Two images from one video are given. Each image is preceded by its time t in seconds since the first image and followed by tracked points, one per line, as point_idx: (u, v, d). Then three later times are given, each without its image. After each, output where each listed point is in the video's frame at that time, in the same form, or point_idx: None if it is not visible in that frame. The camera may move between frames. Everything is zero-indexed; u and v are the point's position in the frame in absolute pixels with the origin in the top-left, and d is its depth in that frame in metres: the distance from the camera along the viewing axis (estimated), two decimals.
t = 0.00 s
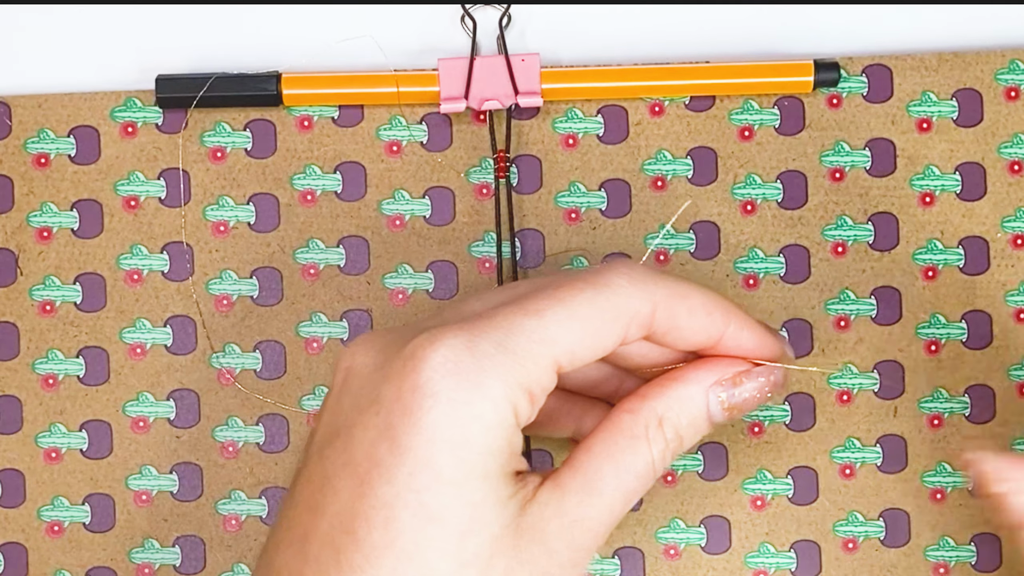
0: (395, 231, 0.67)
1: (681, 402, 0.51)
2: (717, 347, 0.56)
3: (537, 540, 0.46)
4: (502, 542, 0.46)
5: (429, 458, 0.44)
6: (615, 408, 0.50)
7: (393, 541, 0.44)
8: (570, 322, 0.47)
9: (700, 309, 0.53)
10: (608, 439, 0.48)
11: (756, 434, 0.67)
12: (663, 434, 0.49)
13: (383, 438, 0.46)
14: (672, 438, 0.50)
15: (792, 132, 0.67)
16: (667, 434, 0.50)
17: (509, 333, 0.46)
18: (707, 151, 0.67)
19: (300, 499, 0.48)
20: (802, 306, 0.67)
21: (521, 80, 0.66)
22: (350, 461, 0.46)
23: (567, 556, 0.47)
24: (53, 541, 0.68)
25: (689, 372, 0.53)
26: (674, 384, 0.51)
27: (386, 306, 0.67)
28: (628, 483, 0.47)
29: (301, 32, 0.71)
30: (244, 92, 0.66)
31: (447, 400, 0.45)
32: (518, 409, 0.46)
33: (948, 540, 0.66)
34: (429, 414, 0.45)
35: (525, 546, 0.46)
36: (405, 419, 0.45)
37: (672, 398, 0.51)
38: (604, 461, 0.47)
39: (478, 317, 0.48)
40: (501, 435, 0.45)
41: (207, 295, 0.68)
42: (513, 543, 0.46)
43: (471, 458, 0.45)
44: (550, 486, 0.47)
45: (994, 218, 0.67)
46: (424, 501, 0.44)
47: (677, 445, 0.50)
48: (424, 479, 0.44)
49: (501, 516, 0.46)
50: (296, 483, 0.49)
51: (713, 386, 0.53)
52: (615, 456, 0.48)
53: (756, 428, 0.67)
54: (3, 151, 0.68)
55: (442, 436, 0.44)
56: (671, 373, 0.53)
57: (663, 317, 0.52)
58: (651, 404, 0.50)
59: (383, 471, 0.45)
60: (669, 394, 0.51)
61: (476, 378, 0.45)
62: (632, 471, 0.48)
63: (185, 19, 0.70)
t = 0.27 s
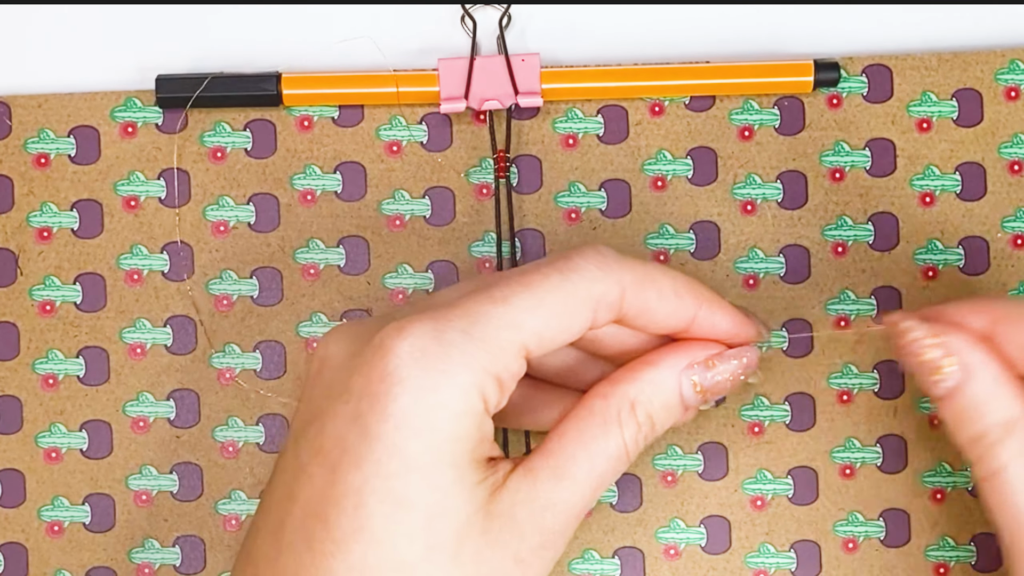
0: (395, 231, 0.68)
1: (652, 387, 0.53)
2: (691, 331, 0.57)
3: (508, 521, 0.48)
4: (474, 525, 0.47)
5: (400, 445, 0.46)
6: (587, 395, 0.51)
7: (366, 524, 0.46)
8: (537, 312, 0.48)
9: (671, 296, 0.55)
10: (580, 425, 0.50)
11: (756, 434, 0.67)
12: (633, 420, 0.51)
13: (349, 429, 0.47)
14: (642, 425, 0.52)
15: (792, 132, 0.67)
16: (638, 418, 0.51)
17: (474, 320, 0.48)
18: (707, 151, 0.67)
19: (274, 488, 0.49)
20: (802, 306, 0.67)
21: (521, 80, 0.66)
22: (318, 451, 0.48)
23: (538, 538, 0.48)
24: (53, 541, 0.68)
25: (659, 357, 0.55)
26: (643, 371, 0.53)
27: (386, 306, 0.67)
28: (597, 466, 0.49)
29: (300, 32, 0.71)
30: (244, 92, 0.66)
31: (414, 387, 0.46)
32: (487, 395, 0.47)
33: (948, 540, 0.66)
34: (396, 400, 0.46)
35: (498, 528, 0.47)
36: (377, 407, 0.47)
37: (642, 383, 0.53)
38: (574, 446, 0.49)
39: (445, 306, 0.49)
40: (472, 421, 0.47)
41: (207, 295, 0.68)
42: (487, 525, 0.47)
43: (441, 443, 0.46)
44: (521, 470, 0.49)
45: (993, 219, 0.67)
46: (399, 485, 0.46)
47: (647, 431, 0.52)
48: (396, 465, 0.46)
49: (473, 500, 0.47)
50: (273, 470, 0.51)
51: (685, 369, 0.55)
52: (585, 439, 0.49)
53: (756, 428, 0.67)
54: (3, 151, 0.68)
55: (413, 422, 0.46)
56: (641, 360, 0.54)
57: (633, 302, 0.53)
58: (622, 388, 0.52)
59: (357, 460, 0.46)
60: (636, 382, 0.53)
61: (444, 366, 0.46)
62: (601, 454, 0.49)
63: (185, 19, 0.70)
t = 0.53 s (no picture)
0: (395, 231, 0.67)
1: (642, 381, 0.53)
2: (675, 324, 0.57)
3: (505, 520, 0.48)
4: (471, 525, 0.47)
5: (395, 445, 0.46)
6: (576, 393, 0.51)
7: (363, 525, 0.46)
8: (529, 308, 0.48)
9: (655, 290, 0.55)
10: (571, 422, 0.50)
11: (756, 434, 0.67)
12: (624, 416, 0.51)
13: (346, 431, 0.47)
14: (632, 420, 0.52)
15: (792, 132, 0.67)
16: (629, 413, 0.51)
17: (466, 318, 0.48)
18: (707, 151, 0.67)
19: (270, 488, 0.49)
20: (802, 306, 0.67)
21: (521, 80, 0.66)
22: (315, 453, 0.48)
23: (535, 536, 0.48)
24: (53, 542, 0.68)
25: (647, 351, 0.54)
26: (631, 366, 0.53)
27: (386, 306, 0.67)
28: (590, 463, 0.49)
29: (300, 31, 0.71)
30: (244, 92, 0.66)
31: (408, 388, 0.46)
32: (480, 394, 0.47)
33: (948, 540, 0.66)
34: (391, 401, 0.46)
35: (495, 527, 0.47)
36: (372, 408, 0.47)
37: (631, 379, 0.53)
38: (566, 444, 0.49)
39: (437, 306, 0.49)
40: (466, 422, 0.47)
41: (207, 295, 0.68)
42: (483, 524, 0.47)
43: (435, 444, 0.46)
44: (515, 470, 0.49)
45: (993, 219, 0.67)
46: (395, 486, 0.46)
47: (638, 426, 0.52)
48: (391, 467, 0.46)
49: (468, 500, 0.47)
50: (269, 472, 0.51)
51: (675, 365, 0.55)
52: (577, 436, 0.49)
53: (756, 428, 0.67)
54: (3, 151, 0.68)
55: (407, 423, 0.46)
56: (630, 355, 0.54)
57: (617, 296, 0.53)
58: (612, 385, 0.52)
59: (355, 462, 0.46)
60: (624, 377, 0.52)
61: (437, 366, 0.46)
62: (593, 451, 0.49)
63: (185, 19, 0.70)
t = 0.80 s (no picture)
0: (395, 231, 0.67)
1: (635, 379, 0.53)
2: (669, 320, 0.57)
3: (497, 516, 0.48)
4: (463, 522, 0.47)
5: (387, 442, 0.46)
6: (569, 390, 0.52)
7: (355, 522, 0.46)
8: (521, 306, 0.49)
9: (649, 285, 0.55)
10: (564, 420, 0.50)
11: (756, 434, 0.67)
12: (617, 413, 0.51)
13: (337, 429, 0.47)
14: (626, 417, 0.52)
15: (792, 132, 0.67)
16: (622, 411, 0.52)
17: (459, 315, 0.48)
18: (707, 151, 0.67)
19: (270, 487, 0.49)
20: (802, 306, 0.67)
21: (521, 80, 0.66)
22: (306, 451, 0.48)
23: (526, 533, 0.49)
24: (53, 542, 0.68)
25: (640, 348, 0.55)
26: (625, 363, 0.54)
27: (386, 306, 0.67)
28: (582, 460, 0.50)
29: (300, 31, 0.71)
30: (244, 92, 0.66)
31: (400, 385, 0.46)
32: (473, 391, 0.47)
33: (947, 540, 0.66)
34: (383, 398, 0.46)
35: (487, 523, 0.48)
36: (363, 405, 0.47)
37: (624, 376, 0.53)
38: (559, 441, 0.50)
39: (429, 303, 0.50)
40: (459, 418, 0.47)
41: (207, 295, 0.68)
42: (475, 520, 0.48)
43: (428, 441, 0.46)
44: (508, 468, 0.49)
45: (993, 219, 0.67)
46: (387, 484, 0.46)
47: (631, 423, 0.52)
48: (383, 465, 0.46)
49: (461, 498, 0.47)
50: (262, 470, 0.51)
51: (668, 361, 0.55)
52: (569, 433, 0.50)
53: (756, 428, 0.67)
54: (3, 151, 0.68)
55: (400, 421, 0.46)
56: (624, 352, 0.55)
57: (610, 293, 0.54)
58: (605, 382, 0.52)
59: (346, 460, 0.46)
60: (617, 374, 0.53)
61: (431, 363, 0.47)
62: (586, 448, 0.50)
63: (185, 19, 0.70)
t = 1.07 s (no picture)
0: (395, 231, 0.67)
1: (611, 363, 0.55)
2: (644, 308, 0.58)
3: (490, 505, 0.49)
4: (460, 515, 0.48)
5: (385, 438, 0.46)
6: (547, 378, 0.53)
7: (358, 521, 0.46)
8: (508, 300, 0.49)
9: (627, 276, 0.56)
10: (545, 405, 0.52)
11: (756, 434, 0.67)
12: (595, 398, 0.53)
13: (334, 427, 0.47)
14: (604, 401, 0.54)
15: (792, 132, 0.67)
16: (600, 394, 0.54)
17: (448, 310, 0.48)
18: (707, 151, 0.67)
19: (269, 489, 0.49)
20: (802, 306, 0.67)
21: (521, 79, 0.66)
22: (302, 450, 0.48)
23: (518, 520, 0.50)
24: (54, 542, 0.68)
25: (615, 333, 0.57)
26: (600, 348, 0.55)
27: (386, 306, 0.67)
28: (566, 443, 0.51)
29: (300, 31, 0.71)
30: (244, 92, 0.66)
31: (393, 381, 0.46)
32: (466, 384, 0.48)
33: (948, 540, 0.66)
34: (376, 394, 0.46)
35: (481, 513, 0.49)
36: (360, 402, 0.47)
37: (600, 360, 0.55)
38: (542, 426, 0.51)
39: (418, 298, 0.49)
40: (453, 412, 0.47)
41: (207, 295, 0.68)
42: (472, 512, 0.48)
43: (424, 435, 0.46)
44: (496, 455, 0.50)
45: (993, 219, 0.67)
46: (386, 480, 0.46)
47: (609, 406, 0.54)
48: (381, 461, 0.46)
49: (457, 489, 0.48)
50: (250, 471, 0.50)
51: (642, 344, 0.57)
52: (552, 418, 0.51)
53: (756, 428, 0.67)
54: (3, 151, 0.68)
55: (396, 417, 0.46)
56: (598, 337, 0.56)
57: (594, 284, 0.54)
58: (583, 367, 0.54)
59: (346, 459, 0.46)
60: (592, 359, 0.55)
61: (424, 359, 0.47)
62: (569, 432, 0.51)
63: (185, 19, 0.70)
